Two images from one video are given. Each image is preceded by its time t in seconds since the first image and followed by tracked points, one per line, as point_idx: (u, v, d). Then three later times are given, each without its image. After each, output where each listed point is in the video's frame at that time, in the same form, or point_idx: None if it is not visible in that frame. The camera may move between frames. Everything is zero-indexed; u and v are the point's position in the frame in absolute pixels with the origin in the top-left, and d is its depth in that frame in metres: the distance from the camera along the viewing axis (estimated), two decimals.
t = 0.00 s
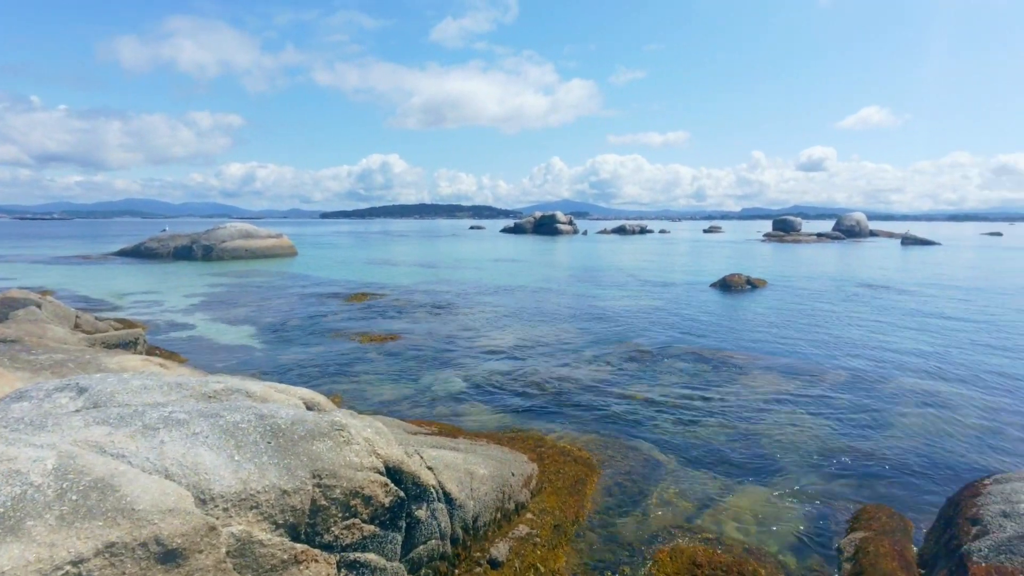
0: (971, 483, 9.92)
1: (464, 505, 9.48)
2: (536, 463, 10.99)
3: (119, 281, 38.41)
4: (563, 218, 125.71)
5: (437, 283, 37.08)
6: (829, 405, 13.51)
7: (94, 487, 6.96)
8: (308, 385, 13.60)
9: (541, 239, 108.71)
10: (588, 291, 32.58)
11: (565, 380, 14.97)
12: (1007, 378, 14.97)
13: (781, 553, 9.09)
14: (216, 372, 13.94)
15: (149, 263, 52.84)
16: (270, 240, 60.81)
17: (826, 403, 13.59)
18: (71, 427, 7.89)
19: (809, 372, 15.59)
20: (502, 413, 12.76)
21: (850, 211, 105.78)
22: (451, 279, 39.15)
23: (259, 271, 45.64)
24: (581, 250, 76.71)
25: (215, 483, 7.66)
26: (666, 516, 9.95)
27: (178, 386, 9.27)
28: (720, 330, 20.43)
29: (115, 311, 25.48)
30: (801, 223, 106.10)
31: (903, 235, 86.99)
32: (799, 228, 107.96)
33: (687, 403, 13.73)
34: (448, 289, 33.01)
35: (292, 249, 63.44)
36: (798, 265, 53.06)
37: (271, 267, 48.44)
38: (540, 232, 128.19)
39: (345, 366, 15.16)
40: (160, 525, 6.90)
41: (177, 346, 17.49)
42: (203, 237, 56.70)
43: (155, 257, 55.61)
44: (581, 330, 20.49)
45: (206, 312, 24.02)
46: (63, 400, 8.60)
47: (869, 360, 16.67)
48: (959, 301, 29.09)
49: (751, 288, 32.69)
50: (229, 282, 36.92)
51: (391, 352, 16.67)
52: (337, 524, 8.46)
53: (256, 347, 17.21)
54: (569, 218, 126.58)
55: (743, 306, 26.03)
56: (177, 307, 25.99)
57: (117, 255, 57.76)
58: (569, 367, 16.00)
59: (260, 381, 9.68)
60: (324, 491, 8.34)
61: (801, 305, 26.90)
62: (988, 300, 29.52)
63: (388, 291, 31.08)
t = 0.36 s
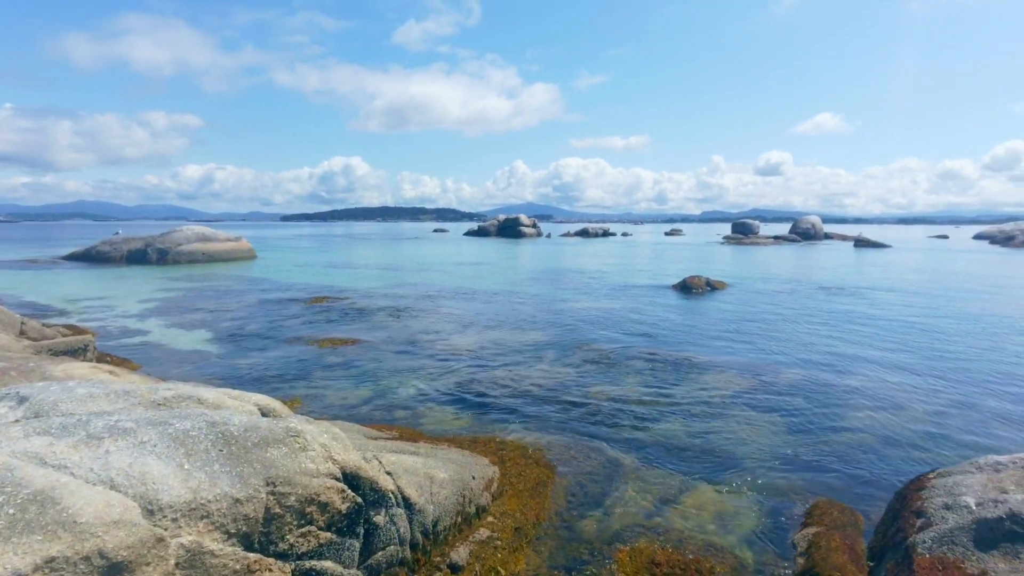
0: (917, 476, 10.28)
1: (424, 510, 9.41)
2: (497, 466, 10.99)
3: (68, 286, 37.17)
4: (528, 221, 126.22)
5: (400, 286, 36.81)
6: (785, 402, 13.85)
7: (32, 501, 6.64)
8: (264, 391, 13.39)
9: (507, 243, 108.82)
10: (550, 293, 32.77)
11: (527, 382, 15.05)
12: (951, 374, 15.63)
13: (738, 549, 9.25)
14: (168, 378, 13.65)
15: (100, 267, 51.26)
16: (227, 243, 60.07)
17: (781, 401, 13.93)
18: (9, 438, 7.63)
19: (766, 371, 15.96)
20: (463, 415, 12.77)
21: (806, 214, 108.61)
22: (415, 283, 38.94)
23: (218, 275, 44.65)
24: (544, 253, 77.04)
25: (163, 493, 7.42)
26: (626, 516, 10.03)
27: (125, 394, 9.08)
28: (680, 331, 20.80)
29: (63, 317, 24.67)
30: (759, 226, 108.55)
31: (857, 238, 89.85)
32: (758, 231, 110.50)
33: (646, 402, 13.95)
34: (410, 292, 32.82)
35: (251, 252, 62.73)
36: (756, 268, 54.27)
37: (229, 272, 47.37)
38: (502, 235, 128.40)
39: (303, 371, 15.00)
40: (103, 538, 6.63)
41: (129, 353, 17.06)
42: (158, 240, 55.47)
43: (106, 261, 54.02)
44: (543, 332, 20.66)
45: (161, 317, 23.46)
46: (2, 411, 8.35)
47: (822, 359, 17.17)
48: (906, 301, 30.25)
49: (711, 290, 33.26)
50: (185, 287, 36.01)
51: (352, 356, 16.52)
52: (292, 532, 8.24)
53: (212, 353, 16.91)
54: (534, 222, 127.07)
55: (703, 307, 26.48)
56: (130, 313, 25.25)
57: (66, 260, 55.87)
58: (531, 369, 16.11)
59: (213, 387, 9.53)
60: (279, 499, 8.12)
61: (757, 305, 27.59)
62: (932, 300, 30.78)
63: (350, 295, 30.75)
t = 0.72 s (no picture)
0: (871, 471, 10.61)
1: (388, 514, 9.32)
2: (463, 468, 10.97)
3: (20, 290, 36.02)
4: (495, 223, 126.37)
5: (367, 289, 36.51)
6: (748, 400, 14.12)
7: None
8: (225, 396, 13.18)
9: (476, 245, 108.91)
10: (518, 295, 32.90)
11: (494, 383, 15.12)
12: (906, 371, 16.16)
13: (700, 545, 9.39)
14: (125, 384, 13.38)
15: (54, 271, 49.74)
16: (188, 246, 59.22)
17: (744, 399, 14.20)
18: None
19: (729, 370, 16.27)
20: (429, 417, 12.78)
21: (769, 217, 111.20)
22: (383, 285, 38.71)
23: (179, 278, 43.68)
24: (510, 255, 77.35)
25: (115, 501, 7.24)
26: (591, 515, 10.10)
27: (77, 400, 8.88)
28: (646, 332, 21.11)
29: (13, 322, 23.91)
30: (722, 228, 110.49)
31: (817, 240, 92.32)
32: (723, 234, 112.71)
33: (610, 401, 14.13)
34: (377, 295, 32.60)
35: (213, 255, 61.83)
36: (720, 269, 55.44)
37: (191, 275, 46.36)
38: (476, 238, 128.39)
39: (266, 375, 14.84)
40: (51, 548, 6.45)
41: (84, 359, 16.65)
42: (116, 243, 54.25)
43: (61, 265, 52.52)
44: (510, 333, 20.80)
45: (118, 322, 22.93)
46: None
47: (782, 358, 17.58)
48: (863, 301, 31.21)
49: (676, 291, 33.86)
50: (144, 291, 35.17)
51: (317, 360, 16.35)
52: (251, 538, 8.02)
53: (172, 358, 16.61)
54: (501, 224, 127.34)
55: (670, 309, 26.86)
56: (85, 318, 24.63)
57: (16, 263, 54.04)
58: (498, 370, 16.19)
59: (169, 392, 9.38)
60: (237, 505, 7.95)
61: (721, 307, 28.18)
62: (887, 300, 31.89)
63: (315, 299, 30.41)
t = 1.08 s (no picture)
0: (831, 467, 10.87)
1: (352, 517, 9.21)
2: (430, 471, 10.91)
3: None
4: (464, 225, 126.33)
5: (334, 292, 36.21)
6: (713, 400, 14.33)
7: None
8: (186, 401, 12.93)
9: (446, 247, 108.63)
10: (488, 297, 32.99)
11: (463, 384, 15.10)
12: (865, 369, 16.61)
13: (666, 543, 9.49)
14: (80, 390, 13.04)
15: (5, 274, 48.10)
16: (150, 248, 57.99)
17: (710, 398, 14.41)
18: None
19: (695, 370, 16.52)
20: (397, 419, 12.72)
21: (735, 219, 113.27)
22: (351, 288, 38.42)
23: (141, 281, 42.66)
24: (479, 257, 77.43)
25: (67, 509, 7.03)
26: (558, 515, 10.14)
27: (27, 406, 8.65)
28: (614, 333, 21.31)
29: None
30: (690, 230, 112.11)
31: (781, 243, 94.39)
32: (691, 236, 114.40)
33: (578, 401, 14.22)
34: (346, 298, 32.32)
35: (176, 257, 60.62)
36: (687, 271, 56.28)
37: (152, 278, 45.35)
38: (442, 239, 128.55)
39: (229, 379, 14.62)
40: None
41: (38, 364, 16.17)
42: (73, 245, 52.80)
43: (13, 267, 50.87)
44: (479, 335, 20.83)
45: (75, 326, 22.32)
46: None
47: (747, 357, 17.90)
48: (824, 301, 32.05)
49: (644, 292, 34.28)
50: (102, 295, 34.29)
51: (283, 364, 16.15)
52: (211, 545, 7.80)
53: (131, 363, 16.24)
54: (470, 226, 127.54)
55: (637, 310, 27.18)
56: (40, 323, 23.91)
57: None
58: (467, 371, 16.19)
59: (126, 398, 9.21)
60: (196, 511, 7.77)
61: (689, 307, 28.60)
62: (847, 300, 32.80)
63: (282, 301, 29.99)
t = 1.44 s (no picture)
0: (793, 465, 11.13)
1: (317, 524, 9.09)
2: (398, 475, 10.83)
3: None
4: (435, 228, 126.13)
5: (300, 294, 35.82)
6: (681, 400, 14.51)
7: None
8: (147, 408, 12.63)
9: (418, 250, 108.08)
10: (459, 300, 32.91)
11: (432, 387, 15.05)
12: (827, 369, 17.03)
13: (633, 543, 9.57)
14: (34, 398, 12.65)
15: None
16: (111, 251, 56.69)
17: (678, 399, 14.59)
18: None
19: (663, 372, 16.71)
20: (365, 423, 12.61)
21: (703, 222, 115.03)
22: (321, 291, 38.01)
23: (101, 285, 41.49)
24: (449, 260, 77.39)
25: (16, 521, 6.73)
26: (526, 518, 10.14)
27: None
28: (585, 334, 21.46)
29: None
30: (660, 233, 113.49)
31: (748, 246, 96.09)
32: (659, 238, 115.79)
33: (548, 403, 14.27)
34: (314, 301, 31.94)
35: (138, 260, 59.29)
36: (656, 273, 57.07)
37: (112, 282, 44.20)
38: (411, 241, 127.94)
39: (193, 385, 14.34)
40: None
41: None
42: (29, 247, 51.28)
43: None
44: (449, 337, 20.80)
45: (30, 332, 21.65)
46: None
47: (714, 358, 18.16)
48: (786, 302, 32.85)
49: (613, 295, 34.59)
50: (59, 298, 33.31)
51: (248, 368, 15.89)
52: (170, 555, 7.65)
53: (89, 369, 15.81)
54: (440, 229, 127.56)
55: (607, 312, 27.41)
56: None
57: None
58: (437, 374, 16.14)
59: (81, 405, 8.97)
60: (154, 520, 7.59)
61: (658, 309, 28.96)
62: (809, 302, 33.65)
63: (248, 305, 29.47)
